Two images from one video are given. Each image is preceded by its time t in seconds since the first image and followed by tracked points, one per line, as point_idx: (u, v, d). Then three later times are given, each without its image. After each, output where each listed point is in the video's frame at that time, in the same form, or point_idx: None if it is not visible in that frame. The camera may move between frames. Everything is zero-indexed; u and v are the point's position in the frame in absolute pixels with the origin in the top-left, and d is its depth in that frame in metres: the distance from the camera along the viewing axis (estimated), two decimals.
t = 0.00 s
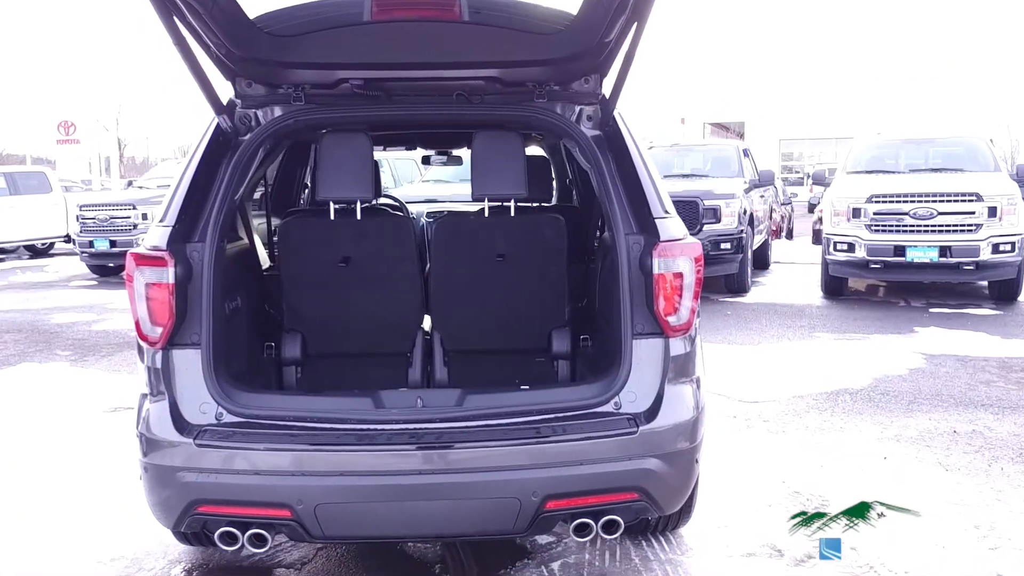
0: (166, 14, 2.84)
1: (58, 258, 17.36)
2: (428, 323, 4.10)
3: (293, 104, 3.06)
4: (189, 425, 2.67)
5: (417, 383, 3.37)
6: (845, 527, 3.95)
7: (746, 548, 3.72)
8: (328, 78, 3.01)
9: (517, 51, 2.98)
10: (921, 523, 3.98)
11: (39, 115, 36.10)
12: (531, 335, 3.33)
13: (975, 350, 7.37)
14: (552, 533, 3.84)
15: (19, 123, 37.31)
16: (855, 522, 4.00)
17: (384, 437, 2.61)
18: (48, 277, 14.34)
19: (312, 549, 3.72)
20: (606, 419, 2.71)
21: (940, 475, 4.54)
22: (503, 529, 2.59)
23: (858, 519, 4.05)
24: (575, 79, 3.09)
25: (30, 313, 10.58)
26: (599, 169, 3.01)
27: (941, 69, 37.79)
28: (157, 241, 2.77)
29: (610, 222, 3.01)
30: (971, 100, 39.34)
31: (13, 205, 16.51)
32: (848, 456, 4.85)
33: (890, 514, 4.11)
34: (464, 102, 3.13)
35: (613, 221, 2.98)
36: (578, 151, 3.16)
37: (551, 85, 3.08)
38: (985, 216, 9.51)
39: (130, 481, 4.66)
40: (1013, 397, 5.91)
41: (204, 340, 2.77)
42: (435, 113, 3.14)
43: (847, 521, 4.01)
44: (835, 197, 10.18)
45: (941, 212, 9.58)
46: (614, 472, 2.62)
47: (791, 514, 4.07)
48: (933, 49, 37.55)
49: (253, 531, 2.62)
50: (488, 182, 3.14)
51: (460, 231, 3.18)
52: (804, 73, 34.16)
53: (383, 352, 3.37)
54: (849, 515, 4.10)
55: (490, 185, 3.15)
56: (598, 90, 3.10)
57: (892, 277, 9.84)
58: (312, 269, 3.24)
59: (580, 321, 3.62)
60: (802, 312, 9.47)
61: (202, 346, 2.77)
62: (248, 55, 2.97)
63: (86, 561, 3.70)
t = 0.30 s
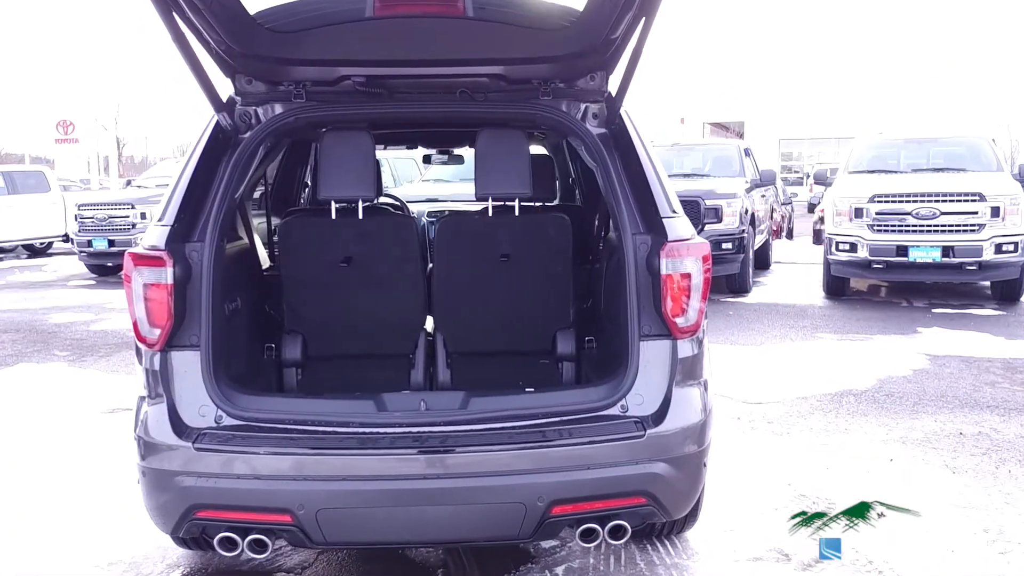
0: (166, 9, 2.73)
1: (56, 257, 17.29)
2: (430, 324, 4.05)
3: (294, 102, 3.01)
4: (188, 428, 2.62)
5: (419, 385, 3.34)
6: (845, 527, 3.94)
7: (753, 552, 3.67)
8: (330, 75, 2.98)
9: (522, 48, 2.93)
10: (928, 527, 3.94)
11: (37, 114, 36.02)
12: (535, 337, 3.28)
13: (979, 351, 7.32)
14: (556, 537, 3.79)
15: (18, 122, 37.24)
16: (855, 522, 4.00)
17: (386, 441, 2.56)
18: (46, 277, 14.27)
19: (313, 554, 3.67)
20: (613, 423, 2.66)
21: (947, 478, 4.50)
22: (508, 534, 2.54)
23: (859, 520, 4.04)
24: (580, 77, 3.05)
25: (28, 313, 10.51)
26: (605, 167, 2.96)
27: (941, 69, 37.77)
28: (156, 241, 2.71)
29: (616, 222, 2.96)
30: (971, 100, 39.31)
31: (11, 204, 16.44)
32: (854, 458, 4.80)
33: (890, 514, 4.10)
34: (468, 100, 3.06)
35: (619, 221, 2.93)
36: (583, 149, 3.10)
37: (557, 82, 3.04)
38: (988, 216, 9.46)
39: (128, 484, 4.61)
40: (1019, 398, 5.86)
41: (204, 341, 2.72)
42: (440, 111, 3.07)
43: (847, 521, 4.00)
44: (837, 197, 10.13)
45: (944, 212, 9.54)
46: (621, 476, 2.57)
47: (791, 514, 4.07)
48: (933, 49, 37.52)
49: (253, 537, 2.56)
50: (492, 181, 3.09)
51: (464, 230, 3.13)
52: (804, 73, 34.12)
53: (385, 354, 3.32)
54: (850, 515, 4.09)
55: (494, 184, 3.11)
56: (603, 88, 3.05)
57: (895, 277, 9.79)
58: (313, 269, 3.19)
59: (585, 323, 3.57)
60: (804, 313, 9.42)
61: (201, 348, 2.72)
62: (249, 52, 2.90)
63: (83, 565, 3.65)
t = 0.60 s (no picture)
0: (162, 7, 2.67)
1: (54, 257, 17.21)
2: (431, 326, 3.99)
3: (294, 100, 2.94)
4: (185, 433, 2.57)
5: (421, 389, 3.28)
6: (845, 527, 3.96)
7: (760, 558, 3.62)
8: (330, 73, 2.94)
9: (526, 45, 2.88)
10: (936, 533, 3.88)
11: (35, 113, 35.94)
12: (539, 339, 3.22)
13: (983, 352, 7.27)
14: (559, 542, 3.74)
15: (16, 122, 37.16)
16: (855, 522, 4.00)
17: (388, 447, 2.50)
18: (44, 277, 14.20)
19: (312, 560, 3.62)
20: (619, 428, 2.61)
21: (954, 482, 4.44)
22: (513, 542, 2.48)
23: (858, 520, 4.04)
24: (586, 74, 2.99)
25: (25, 313, 10.44)
26: (610, 166, 2.90)
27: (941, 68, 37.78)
28: (153, 241, 2.66)
29: (622, 222, 2.90)
30: (971, 100, 39.29)
31: (9, 203, 16.37)
32: (860, 461, 4.75)
33: (891, 515, 4.09)
34: (471, 98, 3.00)
35: (625, 221, 2.88)
36: (589, 148, 3.04)
37: (561, 80, 2.98)
38: (991, 216, 9.41)
39: (125, 487, 4.55)
40: None
41: (201, 344, 2.66)
42: (445, 110, 2.98)
43: (849, 522, 3.99)
44: (839, 197, 10.08)
45: (946, 212, 9.49)
46: (628, 483, 2.52)
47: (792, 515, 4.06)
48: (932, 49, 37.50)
49: (251, 544, 2.51)
50: (494, 179, 3.04)
51: (466, 231, 3.08)
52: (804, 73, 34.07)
53: (386, 356, 3.26)
54: (849, 515, 4.09)
55: (496, 184, 3.05)
56: (608, 86, 2.99)
57: (897, 277, 9.73)
58: (313, 270, 3.14)
59: (589, 325, 3.51)
60: (806, 313, 9.38)
61: (199, 351, 2.66)
62: (248, 49, 2.86)
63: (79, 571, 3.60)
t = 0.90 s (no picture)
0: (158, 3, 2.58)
1: (52, 257, 17.13)
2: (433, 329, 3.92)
3: (292, 98, 2.86)
4: (181, 441, 2.50)
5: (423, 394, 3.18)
6: (845, 527, 3.96)
7: (767, 566, 3.56)
8: (330, 71, 2.86)
9: (530, 42, 2.83)
10: (945, 539, 3.83)
11: (34, 112, 35.85)
12: (543, 342, 3.16)
13: (988, 354, 7.22)
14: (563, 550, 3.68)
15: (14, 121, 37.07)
16: (855, 522, 4.01)
17: (389, 454, 2.43)
18: (41, 277, 14.13)
19: (312, 567, 3.56)
20: (626, 435, 2.54)
21: (963, 487, 4.38)
22: (518, 552, 2.41)
23: (858, 520, 4.05)
24: (591, 72, 2.93)
25: (22, 314, 10.37)
26: (617, 166, 2.84)
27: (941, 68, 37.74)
28: (148, 243, 2.58)
29: (629, 224, 2.84)
30: (970, 100, 39.25)
31: (6, 203, 16.28)
32: (866, 465, 4.69)
33: (888, 514, 4.12)
34: (474, 96, 2.93)
35: (632, 223, 2.81)
36: (595, 148, 2.97)
37: (566, 78, 2.92)
38: (994, 216, 9.35)
39: (121, 492, 4.48)
40: None
41: (198, 349, 2.60)
42: (447, 108, 2.93)
43: (846, 521, 4.02)
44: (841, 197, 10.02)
45: (949, 212, 9.43)
46: (635, 491, 2.45)
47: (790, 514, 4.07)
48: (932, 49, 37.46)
49: (249, 554, 2.44)
50: (497, 179, 2.96)
51: (469, 232, 3.02)
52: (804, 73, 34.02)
53: (388, 359, 3.20)
54: (849, 515, 4.10)
55: (499, 184, 2.97)
56: (614, 84, 2.92)
57: (900, 278, 9.67)
58: (312, 272, 3.07)
59: (594, 328, 3.44)
60: (808, 314, 9.32)
61: (195, 356, 2.59)
62: (247, 46, 2.82)
63: None
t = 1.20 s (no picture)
0: None
1: (49, 257, 17.04)
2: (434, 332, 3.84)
3: (290, 96, 2.79)
4: (175, 449, 2.43)
5: (423, 400, 3.07)
6: (845, 527, 3.96)
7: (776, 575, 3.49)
8: (329, 68, 2.77)
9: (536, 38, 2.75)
10: (956, 547, 3.75)
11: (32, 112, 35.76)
12: (547, 346, 3.08)
13: (994, 356, 7.14)
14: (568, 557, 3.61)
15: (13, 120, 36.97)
16: (855, 522, 4.01)
17: (389, 464, 2.36)
18: (39, 277, 14.03)
19: None
20: (634, 443, 2.46)
21: (973, 493, 4.31)
22: (523, 565, 2.33)
23: (859, 520, 4.05)
24: (596, 70, 2.83)
25: (19, 315, 10.29)
26: (624, 166, 2.76)
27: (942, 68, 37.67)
28: (141, 245, 2.50)
29: (637, 226, 2.76)
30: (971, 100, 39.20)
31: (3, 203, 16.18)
32: (874, 470, 4.61)
33: (890, 515, 4.10)
34: (477, 94, 2.86)
35: (640, 224, 2.73)
36: (601, 148, 2.89)
37: (571, 75, 2.83)
38: (999, 217, 9.27)
39: (117, 495, 4.41)
40: None
41: (192, 354, 2.52)
42: (448, 105, 2.87)
43: (848, 522, 4.00)
44: (844, 197, 9.94)
45: (953, 212, 9.35)
46: (644, 502, 2.37)
47: (792, 515, 4.06)
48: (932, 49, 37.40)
49: (245, 567, 2.36)
50: (501, 179, 2.88)
51: (472, 234, 2.94)
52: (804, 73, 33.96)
53: (388, 364, 3.12)
54: (850, 515, 4.09)
55: (503, 184, 2.89)
56: (621, 81, 2.83)
57: (904, 279, 9.58)
58: (311, 274, 2.99)
59: (599, 331, 3.36)
60: (811, 315, 9.24)
61: (190, 361, 2.51)
62: (243, 42, 2.73)
63: None
